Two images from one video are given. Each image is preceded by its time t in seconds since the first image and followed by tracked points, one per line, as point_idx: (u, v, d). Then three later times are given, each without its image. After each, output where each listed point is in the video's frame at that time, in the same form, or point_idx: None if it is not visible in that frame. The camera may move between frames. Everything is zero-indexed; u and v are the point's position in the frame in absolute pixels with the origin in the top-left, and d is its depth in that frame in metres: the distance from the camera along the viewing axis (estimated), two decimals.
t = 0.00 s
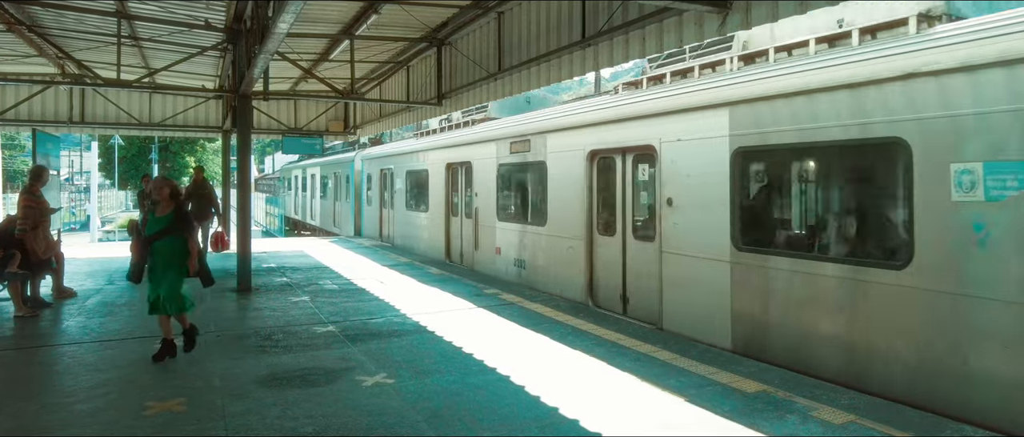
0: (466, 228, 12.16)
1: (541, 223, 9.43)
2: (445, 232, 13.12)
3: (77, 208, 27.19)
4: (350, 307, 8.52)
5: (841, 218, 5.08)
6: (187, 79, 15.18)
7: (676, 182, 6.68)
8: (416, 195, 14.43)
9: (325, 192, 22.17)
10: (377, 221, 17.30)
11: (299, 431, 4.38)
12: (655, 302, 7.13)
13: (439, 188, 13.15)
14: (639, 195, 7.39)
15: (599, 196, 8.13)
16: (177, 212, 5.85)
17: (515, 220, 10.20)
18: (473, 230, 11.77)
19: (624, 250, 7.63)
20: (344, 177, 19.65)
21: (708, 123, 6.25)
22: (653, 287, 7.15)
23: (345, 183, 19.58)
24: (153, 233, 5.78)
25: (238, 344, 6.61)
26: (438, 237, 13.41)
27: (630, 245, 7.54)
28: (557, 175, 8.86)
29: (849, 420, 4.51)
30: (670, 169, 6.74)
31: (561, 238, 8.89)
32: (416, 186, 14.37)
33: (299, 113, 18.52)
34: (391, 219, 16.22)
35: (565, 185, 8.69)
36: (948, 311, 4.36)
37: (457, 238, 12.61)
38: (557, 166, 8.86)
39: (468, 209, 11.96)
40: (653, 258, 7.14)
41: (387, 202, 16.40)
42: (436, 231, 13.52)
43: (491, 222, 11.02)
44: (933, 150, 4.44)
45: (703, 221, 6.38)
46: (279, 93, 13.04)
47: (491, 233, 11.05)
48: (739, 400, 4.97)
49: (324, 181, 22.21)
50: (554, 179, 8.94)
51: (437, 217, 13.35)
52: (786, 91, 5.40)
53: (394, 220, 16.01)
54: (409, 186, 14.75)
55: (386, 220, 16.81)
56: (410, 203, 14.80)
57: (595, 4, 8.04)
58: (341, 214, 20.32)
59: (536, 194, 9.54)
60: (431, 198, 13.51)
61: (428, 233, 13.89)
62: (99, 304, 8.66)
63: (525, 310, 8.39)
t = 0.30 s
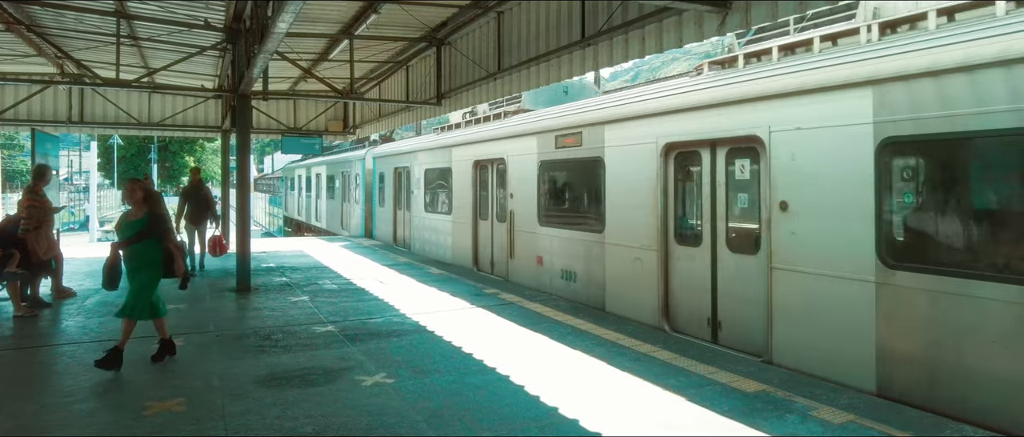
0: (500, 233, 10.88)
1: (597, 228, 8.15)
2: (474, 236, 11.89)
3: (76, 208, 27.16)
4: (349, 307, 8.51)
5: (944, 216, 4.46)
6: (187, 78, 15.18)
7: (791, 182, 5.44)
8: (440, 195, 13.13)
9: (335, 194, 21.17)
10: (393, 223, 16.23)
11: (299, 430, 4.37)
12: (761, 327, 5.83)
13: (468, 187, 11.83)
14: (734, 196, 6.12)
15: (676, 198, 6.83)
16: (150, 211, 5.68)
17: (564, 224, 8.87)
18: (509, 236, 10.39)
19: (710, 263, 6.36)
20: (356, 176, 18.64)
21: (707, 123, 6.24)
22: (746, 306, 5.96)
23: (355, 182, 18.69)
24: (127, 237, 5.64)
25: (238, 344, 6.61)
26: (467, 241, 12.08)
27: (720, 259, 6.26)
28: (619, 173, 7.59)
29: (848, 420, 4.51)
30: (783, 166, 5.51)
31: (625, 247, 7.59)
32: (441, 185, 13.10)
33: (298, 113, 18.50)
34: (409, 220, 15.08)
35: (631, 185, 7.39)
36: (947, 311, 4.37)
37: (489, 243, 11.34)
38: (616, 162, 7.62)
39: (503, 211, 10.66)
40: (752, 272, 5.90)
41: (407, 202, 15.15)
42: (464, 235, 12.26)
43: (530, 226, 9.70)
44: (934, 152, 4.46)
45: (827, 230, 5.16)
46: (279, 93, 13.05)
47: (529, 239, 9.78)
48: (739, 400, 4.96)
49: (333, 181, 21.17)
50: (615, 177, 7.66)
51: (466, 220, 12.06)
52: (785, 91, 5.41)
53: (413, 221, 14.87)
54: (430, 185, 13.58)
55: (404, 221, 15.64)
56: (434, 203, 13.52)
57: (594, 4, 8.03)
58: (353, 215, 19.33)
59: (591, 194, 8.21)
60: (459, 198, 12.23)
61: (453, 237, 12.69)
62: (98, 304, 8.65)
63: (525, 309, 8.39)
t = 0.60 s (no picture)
0: (539, 238, 9.54)
1: (676, 234, 6.76)
2: (506, 242, 10.57)
3: (74, 208, 27.11)
4: (348, 307, 8.50)
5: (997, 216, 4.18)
6: (185, 78, 15.17)
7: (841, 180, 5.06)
8: (469, 194, 11.76)
9: (347, 197, 20.10)
10: (412, 226, 15.05)
11: (298, 431, 4.37)
12: (918, 361, 4.62)
13: (500, 187, 10.52)
14: (873, 198, 4.92)
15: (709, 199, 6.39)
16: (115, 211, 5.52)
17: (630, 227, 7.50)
18: (553, 243, 9.02)
19: (839, 278, 5.13)
20: (371, 174, 17.50)
21: (707, 123, 6.25)
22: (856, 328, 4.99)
23: (370, 183, 17.68)
24: (89, 238, 5.47)
25: (237, 344, 6.61)
26: (500, 247, 10.75)
27: (801, 267, 5.44)
28: (703, 168, 6.31)
29: (848, 420, 4.51)
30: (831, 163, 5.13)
31: (653, 249, 7.12)
32: (468, 182, 11.77)
33: (297, 113, 18.49)
34: (429, 223, 13.85)
35: (725, 181, 6.08)
36: (948, 310, 4.37)
37: (525, 250, 9.99)
38: (615, 163, 7.62)
39: (546, 213, 9.29)
40: (896, 289, 4.74)
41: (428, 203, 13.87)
42: (495, 241, 10.93)
43: (580, 231, 8.37)
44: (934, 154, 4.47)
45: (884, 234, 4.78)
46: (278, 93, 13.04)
47: (579, 248, 8.44)
48: (739, 400, 4.96)
49: (345, 181, 20.10)
50: (701, 171, 6.36)
51: (497, 223, 10.75)
52: (784, 90, 5.41)
53: (434, 223, 13.61)
54: (455, 183, 12.35)
55: (424, 224, 14.39)
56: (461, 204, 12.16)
57: (593, 3, 8.04)
58: (367, 217, 18.22)
59: (668, 190, 6.87)
60: (489, 198, 10.90)
61: (481, 241, 11.38)
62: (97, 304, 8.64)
63: (524, 309, 8.38)
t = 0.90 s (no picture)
0: (593, 246, 8.22)
1: (794, 246, 5.48)
2: (548, 250, 9.25)
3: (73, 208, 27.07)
4: (347, 307, 8.48)
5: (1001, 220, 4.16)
6: (184, 78, 15.16)
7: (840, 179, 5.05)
8: (502, 195, 10.46)
9: (357, 199, 19.07)
10: (433, 231, 13.85)
11: (297, 431, 4.36)
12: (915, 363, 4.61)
13: (543, 187, 9.21)
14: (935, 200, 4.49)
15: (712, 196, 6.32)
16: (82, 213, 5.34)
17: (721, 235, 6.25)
18: (613, 252, 7.69)
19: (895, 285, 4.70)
20: (384, 174, 16.37)
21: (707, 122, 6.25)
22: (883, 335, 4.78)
23: (382, 183, 16.62)
24: (55, 239, 5.19)
25: (236, 344, 6.60)
26: (540, 256, 9.44)
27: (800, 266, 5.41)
28: (826, 160, 5.16)
29: (847, 419, 4.51)
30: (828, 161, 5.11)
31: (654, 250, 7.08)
32: (501, 182, 10.47)
33: (296, 113, 18.48)
34: (455, 227, 12.54)
35: (869, 176, 4.85)
36: (949, 310, 4.38)
37: (574, 260, 8.67)
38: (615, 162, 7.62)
39: (604, 217, 7.97)
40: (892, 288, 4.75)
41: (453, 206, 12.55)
42: (534, 250, 9.61)
43: (649, 239, 7.10)
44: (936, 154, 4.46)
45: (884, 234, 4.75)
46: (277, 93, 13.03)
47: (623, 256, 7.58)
48: (738, 399, 4.95)
49: (355, 181, 19.07)
50: (832, 164, 5.12)
51: (536, 229, 9.47)
52: (785, 89, 5.41)
53: (459, 228, 12.31)
54: (485, 183, 11.09)
55: (446, 227, 13.16)
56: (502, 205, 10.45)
57: (593, 3, 8.03)
58: (381, 220, 17.09)
59: (782, 189, 5.59)
60: (530, 199, 9.57)
61: (516, 249, 10.11)
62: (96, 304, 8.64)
63: (524, 309, 8.37)
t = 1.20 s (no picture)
0: (665, 257, 6.98)
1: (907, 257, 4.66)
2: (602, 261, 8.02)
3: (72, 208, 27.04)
4: (346, 307, 8.48)
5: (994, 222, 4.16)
6: (184, 78, 15.15)
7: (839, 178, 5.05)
8: (546, 195, 9.23)
9: (370, 199, 18.10)
10: (457, 235, 12.68)
11: (297, 431, 4.36)
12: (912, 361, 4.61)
13: (599, 188, 7.99)
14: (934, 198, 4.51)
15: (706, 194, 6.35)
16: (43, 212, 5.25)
17: (851, 246, 5.06)
18: (696, 265, 6.45)
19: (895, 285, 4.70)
20: (400, 172, 15.32)
21: (707, 122, 6.26)
22: (877, 329, 4.81)
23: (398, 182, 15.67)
24: (15, 235, 5.18)
25: (236, 344, 6.60)
26: (595, 267, 8.16)
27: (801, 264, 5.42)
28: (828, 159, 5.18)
29: (846, 419, 4.52)
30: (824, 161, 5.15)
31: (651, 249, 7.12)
32: (544, 182, 9.25)
33: (295, 113, 18.46)
34: (484, 232, 11.31)
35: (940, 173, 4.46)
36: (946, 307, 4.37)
37: (638, 273, 7.45)
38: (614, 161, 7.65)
39: (684, 222, 6.73)
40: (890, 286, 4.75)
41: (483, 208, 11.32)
42: (580, 258, 8.46)
43: (747, 251, 5.90)
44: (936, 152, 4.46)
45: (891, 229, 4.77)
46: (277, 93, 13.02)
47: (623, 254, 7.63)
48: (738, 399, 4.96)
49: (368, 181, 18.13)
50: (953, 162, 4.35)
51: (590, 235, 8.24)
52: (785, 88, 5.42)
53: (489, 232, 11.12)
54: (522, 183, 9.89)
55: (473, 231, 11.99)
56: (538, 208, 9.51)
57: (592, 2, 8.02)
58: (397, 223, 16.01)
59: (954, 189, 4.39)
60: (582, 202, 8.34)
61: (561, 257, 8.90)
62: (95, 304, 8.62)
63: (523, 309, 8.35)
